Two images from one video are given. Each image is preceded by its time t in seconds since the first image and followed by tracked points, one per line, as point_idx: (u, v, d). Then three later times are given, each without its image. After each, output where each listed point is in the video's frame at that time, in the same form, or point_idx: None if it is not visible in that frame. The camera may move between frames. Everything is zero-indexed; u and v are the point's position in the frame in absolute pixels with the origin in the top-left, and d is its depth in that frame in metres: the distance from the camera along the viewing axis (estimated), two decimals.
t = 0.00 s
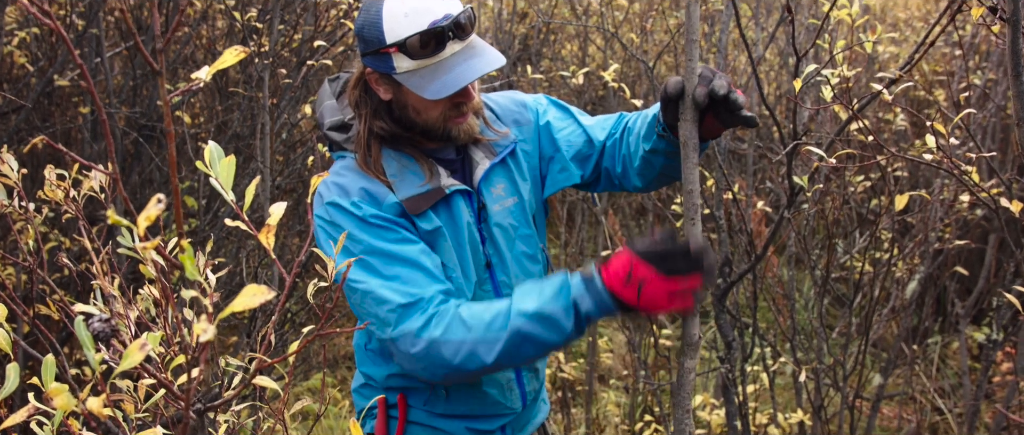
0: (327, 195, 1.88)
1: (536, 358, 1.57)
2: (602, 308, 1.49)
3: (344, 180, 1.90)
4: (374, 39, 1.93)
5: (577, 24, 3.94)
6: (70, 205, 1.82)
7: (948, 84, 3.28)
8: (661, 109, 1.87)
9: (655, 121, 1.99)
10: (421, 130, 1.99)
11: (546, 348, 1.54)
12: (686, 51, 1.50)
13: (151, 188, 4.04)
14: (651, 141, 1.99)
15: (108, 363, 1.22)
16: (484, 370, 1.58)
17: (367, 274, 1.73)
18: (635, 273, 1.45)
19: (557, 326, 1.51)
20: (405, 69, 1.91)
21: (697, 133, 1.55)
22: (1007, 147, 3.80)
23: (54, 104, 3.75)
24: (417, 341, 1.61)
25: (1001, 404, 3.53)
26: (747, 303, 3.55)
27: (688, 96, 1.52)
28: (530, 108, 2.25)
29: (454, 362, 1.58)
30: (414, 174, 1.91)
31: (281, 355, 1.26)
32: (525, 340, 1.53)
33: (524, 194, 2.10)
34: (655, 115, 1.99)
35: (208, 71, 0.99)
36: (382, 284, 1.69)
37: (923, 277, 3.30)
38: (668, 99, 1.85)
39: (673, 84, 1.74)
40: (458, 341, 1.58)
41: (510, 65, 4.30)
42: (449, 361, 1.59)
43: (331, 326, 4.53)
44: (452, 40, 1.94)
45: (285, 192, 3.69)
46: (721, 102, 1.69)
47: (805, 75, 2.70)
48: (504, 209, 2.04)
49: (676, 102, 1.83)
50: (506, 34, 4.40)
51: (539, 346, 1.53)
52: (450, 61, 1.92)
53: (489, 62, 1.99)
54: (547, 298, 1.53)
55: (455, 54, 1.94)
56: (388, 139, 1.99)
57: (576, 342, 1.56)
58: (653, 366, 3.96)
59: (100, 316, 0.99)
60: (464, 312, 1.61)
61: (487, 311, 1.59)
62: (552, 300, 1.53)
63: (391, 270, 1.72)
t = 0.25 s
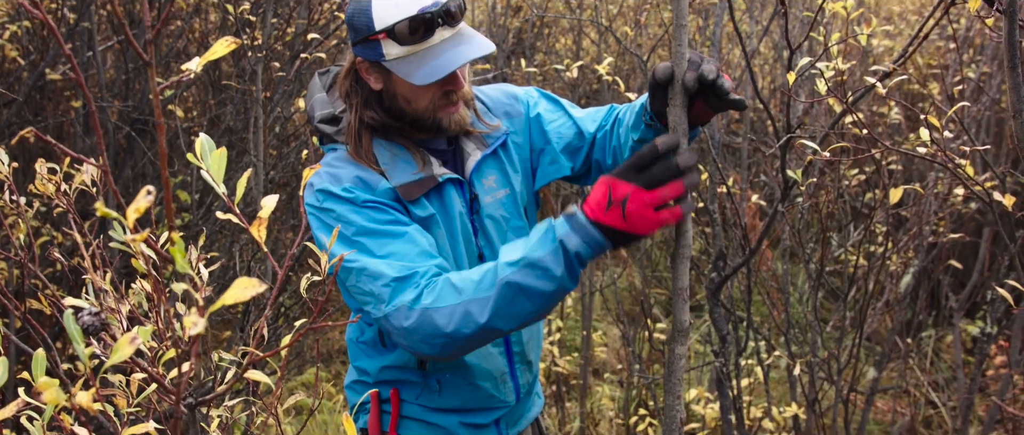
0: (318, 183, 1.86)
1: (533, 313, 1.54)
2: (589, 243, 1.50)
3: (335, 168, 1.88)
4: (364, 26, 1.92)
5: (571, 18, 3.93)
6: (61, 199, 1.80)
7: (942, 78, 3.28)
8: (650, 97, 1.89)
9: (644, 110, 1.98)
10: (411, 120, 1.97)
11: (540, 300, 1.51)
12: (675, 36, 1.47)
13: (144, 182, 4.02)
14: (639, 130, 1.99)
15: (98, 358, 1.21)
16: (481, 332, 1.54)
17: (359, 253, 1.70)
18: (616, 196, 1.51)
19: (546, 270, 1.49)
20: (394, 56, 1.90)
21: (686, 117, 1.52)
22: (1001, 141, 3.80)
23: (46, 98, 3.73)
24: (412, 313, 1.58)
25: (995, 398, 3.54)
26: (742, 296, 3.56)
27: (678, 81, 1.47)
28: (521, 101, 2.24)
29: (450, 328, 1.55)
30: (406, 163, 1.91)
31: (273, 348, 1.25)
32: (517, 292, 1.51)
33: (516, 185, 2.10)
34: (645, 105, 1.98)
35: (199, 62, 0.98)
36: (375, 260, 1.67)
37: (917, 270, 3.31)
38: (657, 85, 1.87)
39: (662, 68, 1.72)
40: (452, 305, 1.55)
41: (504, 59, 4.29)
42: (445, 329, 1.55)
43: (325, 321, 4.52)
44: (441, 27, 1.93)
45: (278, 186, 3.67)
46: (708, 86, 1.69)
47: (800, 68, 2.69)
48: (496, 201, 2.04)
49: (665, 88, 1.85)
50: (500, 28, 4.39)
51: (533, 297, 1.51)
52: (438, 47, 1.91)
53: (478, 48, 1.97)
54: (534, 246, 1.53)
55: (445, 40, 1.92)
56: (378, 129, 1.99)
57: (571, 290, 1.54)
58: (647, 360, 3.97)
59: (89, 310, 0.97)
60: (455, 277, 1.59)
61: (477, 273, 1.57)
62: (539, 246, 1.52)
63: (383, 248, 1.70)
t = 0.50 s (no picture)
0: (308, 184, 1.86)
1: (497, 395, 1.61)
2: (572, 365, 1.52)
3: (325, 167, 1.87)
4: (354, 16, 1.94)
5: (567, 12, 3.92)
6: (54, 194, 1.79)
7: (937, 72, 3.28)
8: (648, 90, 1.89)
9: (640, 104, 1.99)
10: (403, 112, 1.99)
11: (509, 388, 1.58)
12: (676, 27, 1.49)
13: (138, 177, 4.01)
14: (635, 124, 1.99)
15: (91, 355, 1.20)
16: (444, 392, 1.59)
17: (341, 268, 1.70)
18: (603, 335, 1.50)
19: (527, 370, 1.55)
20: (384, 45, 1.91)
21: (686, 110, 1.54)
22: (996, 136, 3.81)
23: (39, 93, 3.71)
24: (388, 345, 1.61)
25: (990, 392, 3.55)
26: (737, 291, 3.56)
27: (679, 71, 1.52)
28: (516, 97, 2.24)
29: (418, 375, 1.60)
30: (396, 162, 1.89)
31: (266, 345, 1.24)
32: (492, 374, 1.57)
33: (510, 181, 2.09)
34: (641, 99, 1.99)
35: (190, 56, 0.98)
36: (357, 279, 1.67)
37: (912, 265, 3.31)
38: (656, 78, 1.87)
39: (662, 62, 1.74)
40: (427, 355, 1.59)
41: (499, 54, 4.28)
42: (412, 373, 1.60)
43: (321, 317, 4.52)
44: (431, 17, 1.95)
45: (273, 181, 3.66)
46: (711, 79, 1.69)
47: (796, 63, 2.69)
48: (490, 197, 2.04)
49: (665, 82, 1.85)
50: (496, 23, 4.38)
51: (503, 383, 1.58)
52: (428, 37, 1.92)
53: (469, 39, 1.99)
54: (525, 342, 1.57)
55: (435, 30, 1.94)
56: (370, 121, 1.98)
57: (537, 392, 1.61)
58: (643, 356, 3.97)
59: (81, 306, 0.96)
60: (439, 327, 1.61)
61: (463, 336, 1.60)
62: (529, 346, 1.56)
63: (366, 269, 1.70)
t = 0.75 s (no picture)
0: (302, 189, 1.88)
1: (496, 373, 1.69)
2: (560, 333, 1.60)
3: (320, 170, 1.90)
4: (349, 16, 1.94)
5: (565, 12, 3.91)
6: (50, 196, 1.78)
7: (935, 72, 3.28)
8: (642, 102, 1.90)
9: (635, 114, 2.01)
10: (397, 114, 1.99)
11: (505, 365, 1.66)
12: (673, 37, 1.49)
13: (136, 179, 4.00)
14: (630, 134, 2.01)
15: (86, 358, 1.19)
16: (445, 383, 1.69)
17: (335, 278, 1.75)
18: (590, 305, 1.56)
19: (517, 346, 1.63)
20: (377, 46, 1.92)
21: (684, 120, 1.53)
22: (995, 135, 3.81)
23: (37, 95, 3.70)
24: (382, 351, 1.69)
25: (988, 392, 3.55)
26: (735, 291, 3.56)
27: (676, 82, 1.51)
28: (514, 99, 2.23)
29: (416, 373, 1.68)
30: (390, 165, 1.90)
31: (261, 347, 1.24)
32: (485, 356, 1.65)
33: (507, 184, 2.09)
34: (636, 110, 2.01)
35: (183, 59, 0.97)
36: (349, 289, 1.73)
37: (910, 265, 3.31)
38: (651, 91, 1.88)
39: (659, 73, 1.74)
40: (421, 353, 1.67)
41: (497, 55, 4.28)
42: (411, 372, 1.69)
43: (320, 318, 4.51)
44: (425, 19, 1.95)
45: (271, 182, 3.66)
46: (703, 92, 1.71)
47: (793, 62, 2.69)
48: (486, 199, 2.04)
49: (660, 94, 1.85)
50: (494, 23, 4.37)
51: (497, 364, 1.66)
52: (421, 39, 1.92)
53: (462, 41, 1.99)
54: (510, 320, 1.63)
55: (428, 32, 1.94)
56: (363, 121, 1.99)
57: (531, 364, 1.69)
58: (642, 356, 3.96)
59: (74, 309, 0.96)
60: (429, 324, 1.68)
61: (451, 327, 1.68)
62: (514, 322, 1.63)
63: (358, 276, 1.75)
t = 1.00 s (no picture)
0: (297, 187, 1.88)
1: (469, 388, 1.64)
2: (530, 360, 1.52)
3: (315, 169, 1.89)
4: (348, 12, 1.96)
5: (563, 13, 3.91)
6: (47, 198, 1.78)
7: (933, 72, 3.28)
8: (639, 100, 1.91)
9: (629, 114, 2.01)
10: (395, 111, 2.01)
11: (476, 382, 1.61)
12: (668, 34, 1.49)
13: (135, 180, 4.00)
14: (625, 133, 2.01)
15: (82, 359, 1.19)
16: (416, 394, 1.65)
17: (321, 276, 1.75)
18: (566, 345, 1.46)
19: (487, 366, 1.58)
20: (377, 41, 1.93)
21: (682, 116, 1.54)
22: (993, 135, 3.80)
23: (35, 96, 3.70)
24: (357, 355, 1.67)
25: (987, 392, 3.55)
26: (734, 292, 3.56)
27: (674, 77, 1.52)
28: (509, 100, 2.24)
29: (387, 381, 1.65)
30: (386, 163, 1.92)
31: (255, 348, 1.24)
32: (456, 373, 1.60)
33: (504, 183, 2.10)
34: (630, 110, 2.01)
35: (177, 60, 0.98)
36: (334, 290, 1.72)
37: (909, 265, 3.30)
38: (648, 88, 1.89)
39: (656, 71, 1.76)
40: (393, 363, 1.63)
41: (496, 56, 4.28)
42: (384, 380, 1.66)
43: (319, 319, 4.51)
44: (424, 14, 1.97)
45: (269, 183, 3.66)
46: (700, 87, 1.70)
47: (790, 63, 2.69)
48: (483, 198, 2.04)
49: (656, 89, 1.86)
50: (492, 24, 4.37)
51: (468, 380, 1.60)
52: (421, 34, 1.94)
53: (462, 36, 2.00)
54: (484, 338, 1.57)
55: (428, 27, 1.96)
56: (361, 119, 2.00)
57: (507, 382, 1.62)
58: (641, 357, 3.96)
59: (67, 311, 0.95)
60: (403, 334, 1.64)
61: (423, 337, 1.62)
62: (488, 342, 1.56)
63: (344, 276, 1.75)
